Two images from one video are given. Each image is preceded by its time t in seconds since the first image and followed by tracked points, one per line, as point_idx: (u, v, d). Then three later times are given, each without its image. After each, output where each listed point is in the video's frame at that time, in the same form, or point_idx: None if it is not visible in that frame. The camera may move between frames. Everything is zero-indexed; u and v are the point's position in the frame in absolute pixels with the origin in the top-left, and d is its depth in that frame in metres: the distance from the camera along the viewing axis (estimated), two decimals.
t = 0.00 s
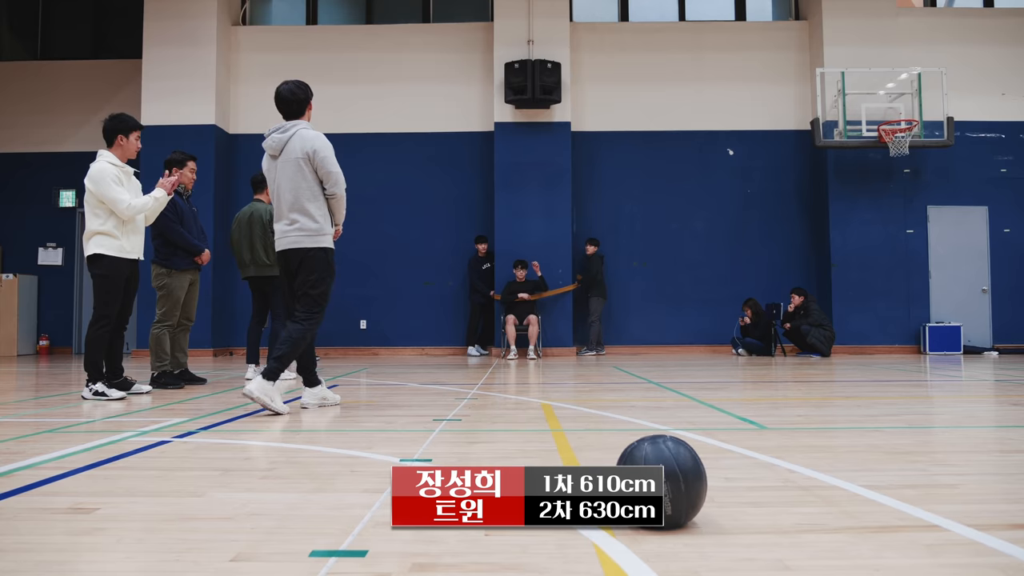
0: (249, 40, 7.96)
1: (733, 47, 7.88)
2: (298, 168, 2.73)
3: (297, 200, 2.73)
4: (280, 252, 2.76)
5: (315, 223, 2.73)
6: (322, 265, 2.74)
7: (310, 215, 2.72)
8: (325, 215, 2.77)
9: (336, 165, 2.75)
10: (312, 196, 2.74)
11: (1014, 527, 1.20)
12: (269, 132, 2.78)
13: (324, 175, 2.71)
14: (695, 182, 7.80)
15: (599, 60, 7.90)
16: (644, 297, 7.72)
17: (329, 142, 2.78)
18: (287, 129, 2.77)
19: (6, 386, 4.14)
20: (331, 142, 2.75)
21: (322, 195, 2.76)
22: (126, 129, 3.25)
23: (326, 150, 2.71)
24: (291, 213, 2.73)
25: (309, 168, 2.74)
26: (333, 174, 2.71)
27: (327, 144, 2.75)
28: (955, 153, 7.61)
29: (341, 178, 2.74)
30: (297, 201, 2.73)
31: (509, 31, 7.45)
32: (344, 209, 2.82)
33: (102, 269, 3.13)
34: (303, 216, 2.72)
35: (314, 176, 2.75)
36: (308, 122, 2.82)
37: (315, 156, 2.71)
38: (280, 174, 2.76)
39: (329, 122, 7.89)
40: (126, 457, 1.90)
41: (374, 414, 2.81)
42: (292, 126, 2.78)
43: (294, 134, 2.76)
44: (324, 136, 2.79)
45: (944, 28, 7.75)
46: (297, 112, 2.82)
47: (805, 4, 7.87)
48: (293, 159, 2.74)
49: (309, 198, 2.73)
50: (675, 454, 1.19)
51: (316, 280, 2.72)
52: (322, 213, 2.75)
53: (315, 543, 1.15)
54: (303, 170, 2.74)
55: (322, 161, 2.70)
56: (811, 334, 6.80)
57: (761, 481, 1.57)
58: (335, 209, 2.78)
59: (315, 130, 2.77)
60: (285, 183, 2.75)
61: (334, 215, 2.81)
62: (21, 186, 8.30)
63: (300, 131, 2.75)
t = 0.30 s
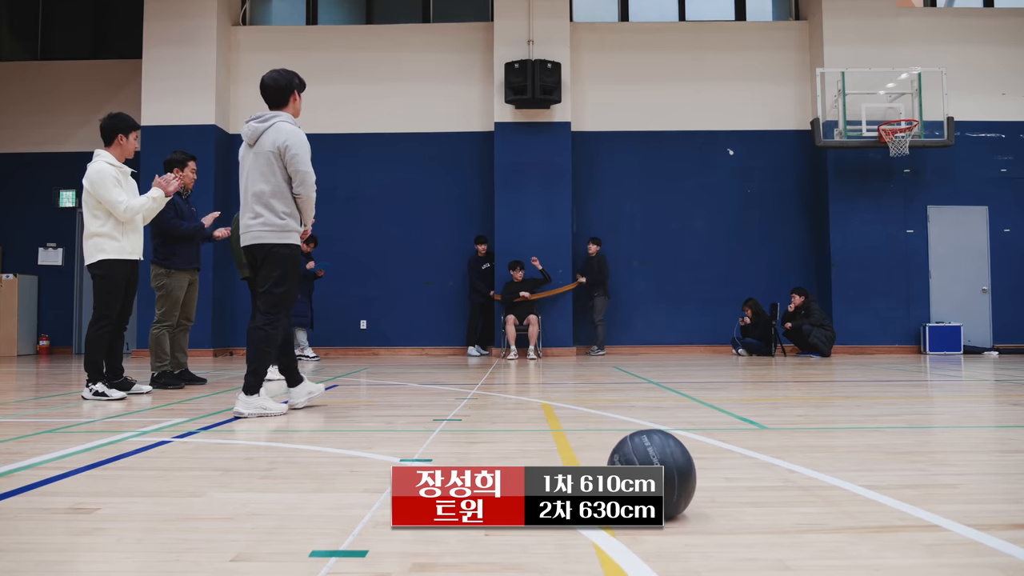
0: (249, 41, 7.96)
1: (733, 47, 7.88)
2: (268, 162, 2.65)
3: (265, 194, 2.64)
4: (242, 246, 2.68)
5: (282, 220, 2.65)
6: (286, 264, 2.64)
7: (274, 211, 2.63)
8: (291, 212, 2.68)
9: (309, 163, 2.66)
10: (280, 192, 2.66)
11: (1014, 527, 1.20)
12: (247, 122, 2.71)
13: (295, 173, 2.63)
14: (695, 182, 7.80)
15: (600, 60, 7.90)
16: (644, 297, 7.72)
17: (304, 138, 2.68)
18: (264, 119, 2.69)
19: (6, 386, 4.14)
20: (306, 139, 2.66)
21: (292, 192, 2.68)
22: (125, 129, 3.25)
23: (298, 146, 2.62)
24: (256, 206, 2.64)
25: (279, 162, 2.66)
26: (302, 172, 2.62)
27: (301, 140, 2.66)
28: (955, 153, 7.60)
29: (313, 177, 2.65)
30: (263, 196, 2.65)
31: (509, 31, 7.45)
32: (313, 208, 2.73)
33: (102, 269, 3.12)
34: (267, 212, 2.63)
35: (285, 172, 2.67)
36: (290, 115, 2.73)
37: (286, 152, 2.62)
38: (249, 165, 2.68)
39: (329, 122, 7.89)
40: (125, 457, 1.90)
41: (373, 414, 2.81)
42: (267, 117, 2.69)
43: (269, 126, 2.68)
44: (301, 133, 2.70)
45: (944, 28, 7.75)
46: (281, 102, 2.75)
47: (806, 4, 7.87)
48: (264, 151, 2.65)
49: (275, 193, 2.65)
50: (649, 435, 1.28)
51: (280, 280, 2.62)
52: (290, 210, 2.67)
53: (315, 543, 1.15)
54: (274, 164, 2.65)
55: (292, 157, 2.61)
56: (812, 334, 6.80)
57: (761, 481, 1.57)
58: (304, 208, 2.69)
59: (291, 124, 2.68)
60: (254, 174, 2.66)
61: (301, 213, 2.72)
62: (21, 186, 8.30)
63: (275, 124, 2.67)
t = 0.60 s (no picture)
0: (249, 41, 7.97)
1: (733, 47, 7.88)
2: (240, 158, 2.58)
3: (239, 191, 2.58)
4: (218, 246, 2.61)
5: (259, 217, 2.59)
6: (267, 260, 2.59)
7: (249, 208, 2.57)
8: (267, 208, 2.62)
9: (281, 157, 2.60)
10: (254, 188, 2.60)
11: (1015, 527, 1.20)
12: (215, 117, 2.65)
13: (267, 167, 2.57)
14: (695, 182, 7.80)
15: (600, 60, 7.90)
16: (644, 297, 7.72)
17: (274, 131, 2.62)
18: (232, 114, 2.63)
19: (6, 386, 4.14)
20: (276, 133, 2.59)
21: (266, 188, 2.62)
22: (124, 129, 3.24)
23: (269, 140, 2.56)
24: (230, 204, 2.58)
25: (251, 158, 2.60)
26: (275, 166, 2.56)
27: (272, 134, 2.59)
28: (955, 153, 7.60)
29: (287, 171, 2.59)
30: (238, 193, 2.58)
31: (509, 31, 7.46)
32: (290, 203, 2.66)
33: (101, 269, 3.13)
34: (242, 209, 2.57)
35: (257, 168, 2.61)
36: (257, 108, 2.66)
37: (258, 147, 2.56)
38: (220, 162, 2.62)
39: (329, 122, 7.89)
40: (126, 457, 1.90)
41: (373, 414, 2.81)
42: (236, 111, 2.63)
43: (238, 120, 2.61)
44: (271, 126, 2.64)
45: (944, 28, 7.75)
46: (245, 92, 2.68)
47: (805, 4, 7.87)
48: (235, 148, 2.59)
49: (249, 190, 2.59)
50: (640, 431, 1.34)
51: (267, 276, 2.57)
52: (266, 206, 2.61)
53: (315, 543, 1.15)
54: (245, 160, 2.60)
55: (263, 152, 2.55)
56: (812, 334, 6.80)
57: (761, 481, 1.57)
58: (280, 203, 2.63)
59: (260, 117, 2.61)
60: (226, 172, 2.60)
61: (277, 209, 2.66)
62: (21, 186, 8.30)
63: (244, 118, 2.60)
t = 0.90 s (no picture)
0: (249, 41, 7.96)
1: (733, 47, 7.88)
2: (192, 153, 2.54)
3: (193, 187, 2.54)
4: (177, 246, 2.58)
5: (212, 213, 2.53)
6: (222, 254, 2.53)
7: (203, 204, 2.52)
8: (223, 204, 2.56)
9: (233, 150, 2.53)
10: (208, 183, 2.55)
11: (1015, 527, 1.20)
12: (173, 115, 2.64)
13: (217, 161, 2.50)
14: (695, 182, 7.80)
15: (600, 59, 7.90)
16: (644, 297, 7.72)
17: (227, 123, 2.55)
18: (187, 110, 2.61)
19: (6, 386, 4.14)
20: (226, 125, 2.53)
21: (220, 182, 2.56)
22: (121, 128, 3.22)
23: (218, 132, 2.50)
24: (185, 201, 2.55)
25: (203, 153, 2.55)
26: (224, 158, 2.49)
27: (223, 126, 2.53)
28: (955, 153, 7.60)
29: (238, 163, 2.51)
30: (192, 190, 2.55)
31: (509, 30, 7.45)
32: (246, 197, 2.58)
33: (100, 269, 3.12)
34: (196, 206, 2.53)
35: (211, 162, 2.55)
36: (212, 102, 2.60)
37: (207, 139, 2.50)
38: (176, 160, 2.59)
39: (329, 122, 7.89)
40: (126, 457, 1.90)
41: (373, 414, 2.81)
42: (190, 107, 2.60)
43: (192, 116, 2.58)
44: (225, 119, 2.58)
45: (944, 28, 7.74)
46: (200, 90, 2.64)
47: (806, 4, 7.86)
48: (188, 143, 2.56)
49: (202, 185, 2.54)
50: (640, 432, 1.34)
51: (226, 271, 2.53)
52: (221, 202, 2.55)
53: (316, 543, 1.15)
54: (198, 155, 2.55)
55: (212, 144, 2.49)
56: (812, 334, 6.80)
57: (761, 481, 1.57)
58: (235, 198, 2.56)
59: (211, 110, 2.56)
60: (180, 169, 2.57)
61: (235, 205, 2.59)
62: (20, 186, 8.30)
63: (196, 112, 2.56)
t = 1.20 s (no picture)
0: (249, 41, 7.96)
1: (733, 47, 7.88)
2: (150, 143, 2.50)
3: (149, 178, 2.48)
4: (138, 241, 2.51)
5: (167, 203, 2.44)
6: (180, 250, 2.42)
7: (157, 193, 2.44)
8: (178, 192, 2.47)
9: (187, 136, 2.45)
10: (163, 172, 2.48)
11: (1015, 527, 1.20)
12: (137, 110, 2.61)
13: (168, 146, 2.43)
14: (695, 181, 7.80)
15: (600, 60, 7.90)
16: (644, 296, 7.72)
17: (183, 110, 2.49)
18: (149, 102, 2.57)
19: (6, 386, 4.14)
20: (181, 110, 2.46)
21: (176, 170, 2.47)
22: (115, 128, 3.19)
23: (170, 117, 2.44)
24: (143, 193, 2.48)
25: (160, 142, 2.50)
26: (173, 142, 2.41)
27: (178, 112, 2.47)
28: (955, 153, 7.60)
29: (188, 149, 2.42)
30: (149, 180, 2.48)
31: (509, 31, 7.45)
32: (202, 185, 2.47)
33: (98, 269, 3.12)
34: (150, 195, 2.45)
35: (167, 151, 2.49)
36: (174, 93, 2.54)
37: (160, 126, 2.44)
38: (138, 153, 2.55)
39: (329, 122, 7.89)
40: (126, 457, 1.90)
41: (373, 414, 2.81)
42: (152, 100, 2.57)
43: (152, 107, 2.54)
44: (183, 107, 2.51)
45: (944, 28, 7.74)
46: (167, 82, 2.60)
47: (806, 4, 7.86)
48: (146, 134, 2.52)
49: (158, 174, 2.47)
50: (640, 432, 1.35)
51: (183, 267, 2.41)
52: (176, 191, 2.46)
53: (315, 543, 1.15)
54: (156, 145, 2.50)
55: (163, 129, 2.43)
56: (812, 334, 6.80)
57: (762, 481, 1.57)
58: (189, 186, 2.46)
59: (169, 98, 2.50)
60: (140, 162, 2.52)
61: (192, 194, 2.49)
62: (21, 187, 8.30)
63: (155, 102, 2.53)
